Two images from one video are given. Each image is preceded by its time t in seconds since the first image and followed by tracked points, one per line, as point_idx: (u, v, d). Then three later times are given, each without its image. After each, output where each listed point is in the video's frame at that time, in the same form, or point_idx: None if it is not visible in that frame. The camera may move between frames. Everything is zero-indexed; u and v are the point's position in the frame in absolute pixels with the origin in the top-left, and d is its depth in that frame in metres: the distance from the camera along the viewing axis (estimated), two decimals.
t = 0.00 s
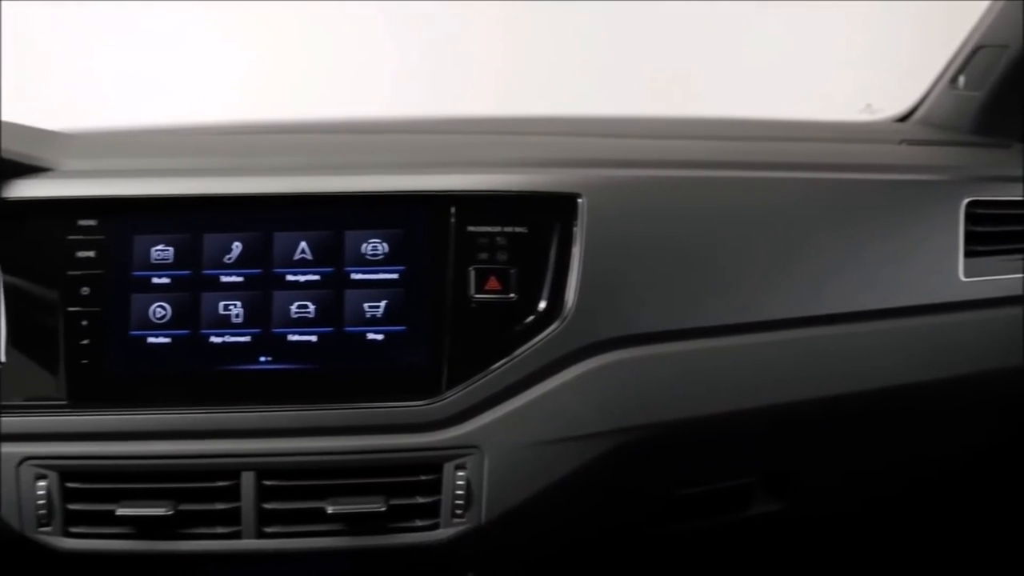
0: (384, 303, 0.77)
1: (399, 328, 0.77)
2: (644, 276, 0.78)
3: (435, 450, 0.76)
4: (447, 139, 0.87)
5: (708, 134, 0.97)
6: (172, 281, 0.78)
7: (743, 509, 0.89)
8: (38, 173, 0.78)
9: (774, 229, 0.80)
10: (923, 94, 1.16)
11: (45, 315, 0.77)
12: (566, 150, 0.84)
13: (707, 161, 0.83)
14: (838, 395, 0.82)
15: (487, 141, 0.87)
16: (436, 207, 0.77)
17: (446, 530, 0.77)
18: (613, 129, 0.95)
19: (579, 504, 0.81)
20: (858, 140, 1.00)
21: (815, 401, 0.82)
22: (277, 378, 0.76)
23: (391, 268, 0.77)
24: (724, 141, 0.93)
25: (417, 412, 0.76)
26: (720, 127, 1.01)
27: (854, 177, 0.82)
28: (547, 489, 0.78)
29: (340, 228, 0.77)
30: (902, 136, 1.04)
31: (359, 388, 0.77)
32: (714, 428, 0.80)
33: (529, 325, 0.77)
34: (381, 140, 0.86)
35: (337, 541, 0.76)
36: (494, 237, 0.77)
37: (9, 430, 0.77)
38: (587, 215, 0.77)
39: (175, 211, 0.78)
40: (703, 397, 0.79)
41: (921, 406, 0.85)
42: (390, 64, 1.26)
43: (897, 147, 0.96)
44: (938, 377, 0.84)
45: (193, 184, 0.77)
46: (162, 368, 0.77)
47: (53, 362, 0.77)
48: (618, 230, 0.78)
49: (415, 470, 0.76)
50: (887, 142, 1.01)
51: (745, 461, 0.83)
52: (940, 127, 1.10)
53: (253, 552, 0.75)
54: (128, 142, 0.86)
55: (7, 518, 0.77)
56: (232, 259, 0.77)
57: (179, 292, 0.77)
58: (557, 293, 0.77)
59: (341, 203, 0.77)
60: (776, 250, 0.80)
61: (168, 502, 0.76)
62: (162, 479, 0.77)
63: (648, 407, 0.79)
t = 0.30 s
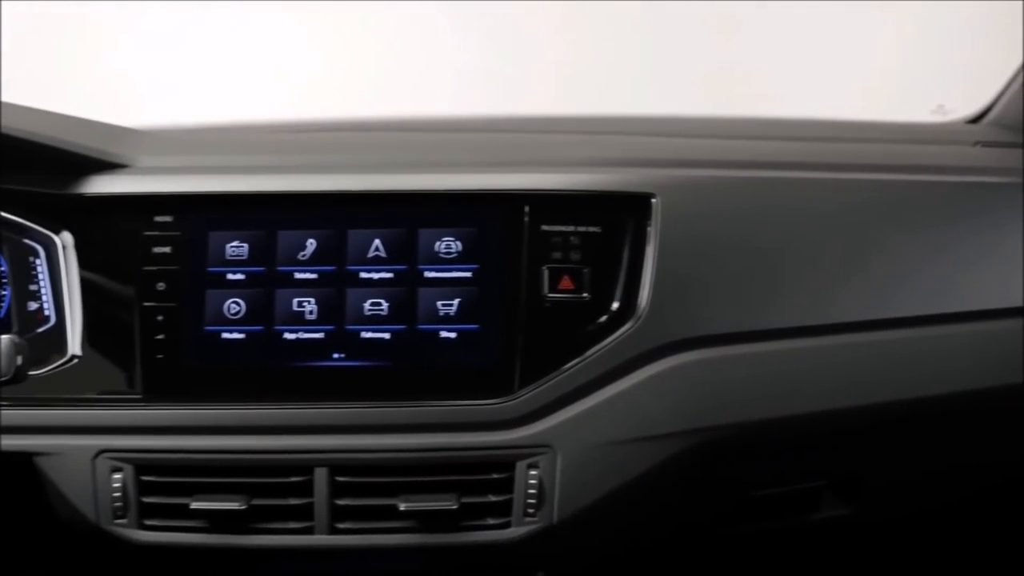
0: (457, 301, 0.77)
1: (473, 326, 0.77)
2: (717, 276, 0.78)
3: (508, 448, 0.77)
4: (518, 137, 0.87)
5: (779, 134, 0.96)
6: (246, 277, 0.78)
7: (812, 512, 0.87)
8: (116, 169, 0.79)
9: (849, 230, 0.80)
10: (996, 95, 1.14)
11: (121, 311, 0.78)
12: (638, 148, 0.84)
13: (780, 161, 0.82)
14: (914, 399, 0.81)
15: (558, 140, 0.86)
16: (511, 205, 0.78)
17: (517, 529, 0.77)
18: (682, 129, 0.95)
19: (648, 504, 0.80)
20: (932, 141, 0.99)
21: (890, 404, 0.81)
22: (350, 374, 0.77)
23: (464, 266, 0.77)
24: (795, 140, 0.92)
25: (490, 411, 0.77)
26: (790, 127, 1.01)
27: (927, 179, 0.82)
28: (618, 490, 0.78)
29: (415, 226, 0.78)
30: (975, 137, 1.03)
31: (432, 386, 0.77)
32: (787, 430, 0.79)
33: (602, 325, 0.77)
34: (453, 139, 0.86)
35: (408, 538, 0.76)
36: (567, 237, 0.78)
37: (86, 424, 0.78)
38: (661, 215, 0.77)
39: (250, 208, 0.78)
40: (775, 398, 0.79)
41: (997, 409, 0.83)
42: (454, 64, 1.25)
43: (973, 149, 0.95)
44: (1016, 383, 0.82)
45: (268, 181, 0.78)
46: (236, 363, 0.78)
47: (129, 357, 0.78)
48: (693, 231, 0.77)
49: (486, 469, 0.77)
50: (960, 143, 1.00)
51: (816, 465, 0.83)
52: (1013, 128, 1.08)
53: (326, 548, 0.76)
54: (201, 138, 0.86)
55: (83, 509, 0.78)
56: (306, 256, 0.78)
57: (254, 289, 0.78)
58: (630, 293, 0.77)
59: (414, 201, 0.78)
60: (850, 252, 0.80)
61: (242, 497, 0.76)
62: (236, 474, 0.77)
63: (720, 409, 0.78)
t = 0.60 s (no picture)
0: (532, 300, 0.78)
1: (548, 326, 0.78)
2: (794, 277, 0.77)
3: (582, 448, 0.77)
4: (594, 137, 0.87)
5: (856, 135, 0.95)
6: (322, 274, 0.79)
7: (886, 517, 0.87)
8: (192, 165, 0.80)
9: (928, 231, 0.79)
10: None
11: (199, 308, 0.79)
12: (715, 147, 0.83)
13: (861, 158, 0.81)
14: (993, 403, 0.79)
15: (633, 140, 0.86)
16: (586, 205, 0.78)
17: (591, 529, 0.77)
18: (759, 130, 0.94)
19: (723, 506, 0.80)
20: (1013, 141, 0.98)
21: (969, 408, 0.79)
22: (426, 372, 0.78)
23: (539, 266, 0.78)
24: (874, 141, 0.91)
25: (564, 411, 0.77)
26: (866, 128, 0.99)
27: (1010, 180, 0.81)
28: (693, 492, 0.78)
29: (489, 225, 0.78)
30: None
31: (508, 385, 0.78)
32: (863, 432, 0.79)
33: (677, 325, 0.77)
34: (529, 138, 0.86)
35: (480, 536, 0.77)
36: (644, 236, 0.78)
37: (163, 418, 0.79)
38: (737, 215, 0.77)
39: (325, 206, 0.79)
40: (851, 400, 0.78)
41: None
42: (512, 65, 1.21)
43: None
44: None
45: (344, 179, 0.78)
46: (311, 360, 0.78)
47: (207, 352, 0.79)
48: (771, 232, 0.77)
49: (561, 468, 0.77)
50: None
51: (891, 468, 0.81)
52: None
53: (401, 545, 0.77)
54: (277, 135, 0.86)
55: (159, 502, 0.79)
56: (381, 253, 0.78)
57: (329, 286, 0.78)
58: (706, 293, 0.77)
59: (489, 200, 0.78)
60: (928, 252, 0.79)
61: (316, 492, 0.77)
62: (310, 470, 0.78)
63: (795, 411, 0.78)
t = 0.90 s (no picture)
0: (601, 300, 0.78)
1: (618, 326, 0.78)
2: (868, 278, 0.76)
3: (651, 449, 0.77)
4: (666, 138, 0.86)
5: (930, 133, 0.94)
6: (392, 272, 0.79)
7: (954, 523, 0.86)
8: (263, 163, 0.80)
9: (1011, 229, 0.77)
10: None
11: (269, 305, 0.80)
12: (788, 147, 0.83)
13: (937, 159, 0.80)
14: None
15: (703, 139, 0.86)
16: (656, 204, 0.77)
17: (659, 530, 0.78)
18: (833, 130, 0.93)
19: (792, 509, 0.79)
20: None
21: None
22: (495, 370, 0.78)
23: (609, 265, 0.78)
24: (947, 139, 0.89)
25: (631, 411, 0.78)
26: (938, 127, 0.98)
27: None
28: (762, 494, 0.77)
29: (559, 224, 0.78)
30: None
31: (577, 385, 0.78)
32: (936, 436, 0.78)
33: (748, 326, 0.77)
34: (600, 137, 0.86)
35: (548, 535, 0.77)
36: (714, 237, 0.77)
37: (234, 413, 0.79)
38: (809, 216, 0.76)
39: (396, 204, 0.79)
40: (924, 404, 0.77)
41: None
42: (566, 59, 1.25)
43: None
44: None
45: (414, 176, 0.78)
46: (381, 358, 0.79)
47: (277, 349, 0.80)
48: (846, 232, 0.76)
49: (630, 468, 0.78)
50: None
51: (963, 473, 0.81)
52: None
53: (469, 543, 0.77)
54: (347, 133, 0.86)
55: (229, 496, 0.79)
56: (451, 251, 0.78)
57: (399, 283, 0.79)
58: (776, 294, 0.77)
59: (559, 199, 0.78)
60: (1010, 252, 0.77)
61: (385, 489, 0.77)
62: (379, 467, 0.78)
63: (868, 414, 0.77)
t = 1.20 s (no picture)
0: (686, 300, 0.78)
1: (702, 326, 0.78)
2: (958, 282, 0.75)
3: (736, 450, 0.77)
4: (748, 138, 0.86)
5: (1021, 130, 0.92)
6: (476, 270, 0.79)
7: None
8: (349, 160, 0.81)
9: None
10: None
11: (354, 302, 0.80)
12: (876, 148, 0.82)
13: None
14: None
15: (789, 140, 0.85)
16: (742, 205, 0.77)
17: (743, 533, 0.77)
18: (923, 129, 0.91)
19: (879, 514, 0.78)
20: None
21: None
22: (580, 370, 0.78)
23: (693, 266, 0.78)
24: None
25: (715, 412, 0.77)
26: None
27: None
28: (849, 499, 0.76)
29: (644, 224, 0.78)
30: None
31: (662, 385, 0.78)
32: None
33: (835, 328, 0.77)
34: (682, 138, 0.85)
35: (631, 536, 0.77)
36: (800, 238, 0.77)
37: (319, 408, 0.80)
38: (896, 218, 0.75)
39: (481, 202, 0.79)
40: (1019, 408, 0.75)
41: None
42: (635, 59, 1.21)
43: None
44: None
45: (498, 175, 0.78)
46: (466, 355, 0.79)
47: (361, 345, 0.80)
48: (935, 234, 0.75)
49: (714, 470, 0.78)
50: None
51: None
52: None
53: (552, 543, 0.77)
54: (432, 131, 0.87)
55: (312, 491, 0.80)
56: (536, 250, 0.79)
57: (483, 282, 0.79)
58: (863, 297, 0.76)
59: (643, 199, 0.78)
60: None
61: (468, 487, 0.78)
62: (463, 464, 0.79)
63: (959, 418, 0.75)
